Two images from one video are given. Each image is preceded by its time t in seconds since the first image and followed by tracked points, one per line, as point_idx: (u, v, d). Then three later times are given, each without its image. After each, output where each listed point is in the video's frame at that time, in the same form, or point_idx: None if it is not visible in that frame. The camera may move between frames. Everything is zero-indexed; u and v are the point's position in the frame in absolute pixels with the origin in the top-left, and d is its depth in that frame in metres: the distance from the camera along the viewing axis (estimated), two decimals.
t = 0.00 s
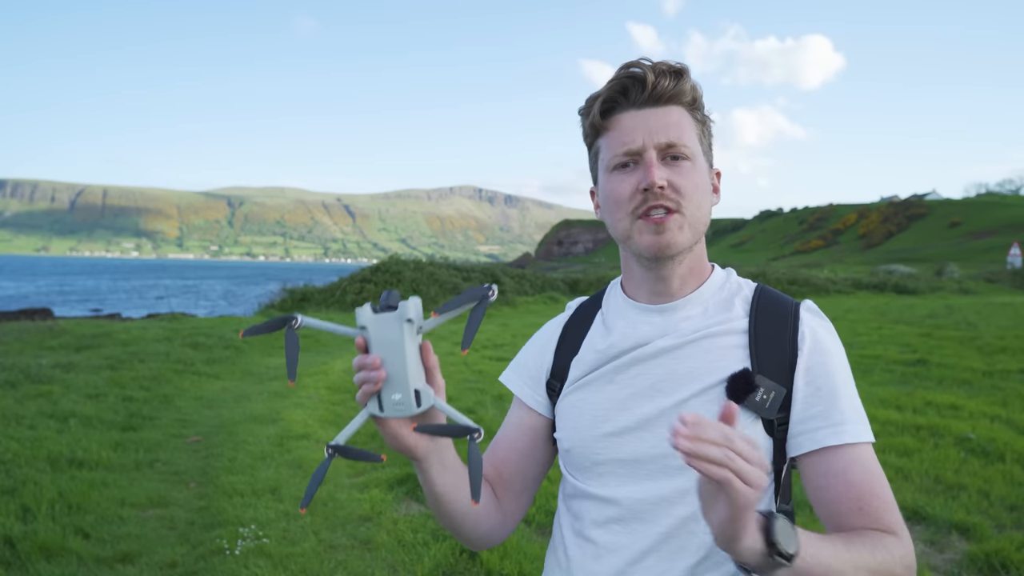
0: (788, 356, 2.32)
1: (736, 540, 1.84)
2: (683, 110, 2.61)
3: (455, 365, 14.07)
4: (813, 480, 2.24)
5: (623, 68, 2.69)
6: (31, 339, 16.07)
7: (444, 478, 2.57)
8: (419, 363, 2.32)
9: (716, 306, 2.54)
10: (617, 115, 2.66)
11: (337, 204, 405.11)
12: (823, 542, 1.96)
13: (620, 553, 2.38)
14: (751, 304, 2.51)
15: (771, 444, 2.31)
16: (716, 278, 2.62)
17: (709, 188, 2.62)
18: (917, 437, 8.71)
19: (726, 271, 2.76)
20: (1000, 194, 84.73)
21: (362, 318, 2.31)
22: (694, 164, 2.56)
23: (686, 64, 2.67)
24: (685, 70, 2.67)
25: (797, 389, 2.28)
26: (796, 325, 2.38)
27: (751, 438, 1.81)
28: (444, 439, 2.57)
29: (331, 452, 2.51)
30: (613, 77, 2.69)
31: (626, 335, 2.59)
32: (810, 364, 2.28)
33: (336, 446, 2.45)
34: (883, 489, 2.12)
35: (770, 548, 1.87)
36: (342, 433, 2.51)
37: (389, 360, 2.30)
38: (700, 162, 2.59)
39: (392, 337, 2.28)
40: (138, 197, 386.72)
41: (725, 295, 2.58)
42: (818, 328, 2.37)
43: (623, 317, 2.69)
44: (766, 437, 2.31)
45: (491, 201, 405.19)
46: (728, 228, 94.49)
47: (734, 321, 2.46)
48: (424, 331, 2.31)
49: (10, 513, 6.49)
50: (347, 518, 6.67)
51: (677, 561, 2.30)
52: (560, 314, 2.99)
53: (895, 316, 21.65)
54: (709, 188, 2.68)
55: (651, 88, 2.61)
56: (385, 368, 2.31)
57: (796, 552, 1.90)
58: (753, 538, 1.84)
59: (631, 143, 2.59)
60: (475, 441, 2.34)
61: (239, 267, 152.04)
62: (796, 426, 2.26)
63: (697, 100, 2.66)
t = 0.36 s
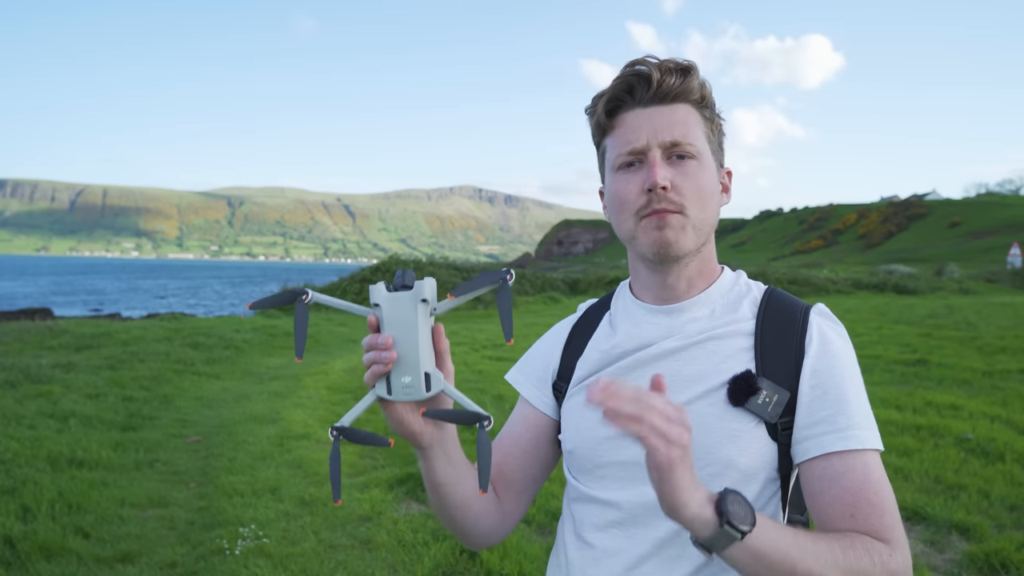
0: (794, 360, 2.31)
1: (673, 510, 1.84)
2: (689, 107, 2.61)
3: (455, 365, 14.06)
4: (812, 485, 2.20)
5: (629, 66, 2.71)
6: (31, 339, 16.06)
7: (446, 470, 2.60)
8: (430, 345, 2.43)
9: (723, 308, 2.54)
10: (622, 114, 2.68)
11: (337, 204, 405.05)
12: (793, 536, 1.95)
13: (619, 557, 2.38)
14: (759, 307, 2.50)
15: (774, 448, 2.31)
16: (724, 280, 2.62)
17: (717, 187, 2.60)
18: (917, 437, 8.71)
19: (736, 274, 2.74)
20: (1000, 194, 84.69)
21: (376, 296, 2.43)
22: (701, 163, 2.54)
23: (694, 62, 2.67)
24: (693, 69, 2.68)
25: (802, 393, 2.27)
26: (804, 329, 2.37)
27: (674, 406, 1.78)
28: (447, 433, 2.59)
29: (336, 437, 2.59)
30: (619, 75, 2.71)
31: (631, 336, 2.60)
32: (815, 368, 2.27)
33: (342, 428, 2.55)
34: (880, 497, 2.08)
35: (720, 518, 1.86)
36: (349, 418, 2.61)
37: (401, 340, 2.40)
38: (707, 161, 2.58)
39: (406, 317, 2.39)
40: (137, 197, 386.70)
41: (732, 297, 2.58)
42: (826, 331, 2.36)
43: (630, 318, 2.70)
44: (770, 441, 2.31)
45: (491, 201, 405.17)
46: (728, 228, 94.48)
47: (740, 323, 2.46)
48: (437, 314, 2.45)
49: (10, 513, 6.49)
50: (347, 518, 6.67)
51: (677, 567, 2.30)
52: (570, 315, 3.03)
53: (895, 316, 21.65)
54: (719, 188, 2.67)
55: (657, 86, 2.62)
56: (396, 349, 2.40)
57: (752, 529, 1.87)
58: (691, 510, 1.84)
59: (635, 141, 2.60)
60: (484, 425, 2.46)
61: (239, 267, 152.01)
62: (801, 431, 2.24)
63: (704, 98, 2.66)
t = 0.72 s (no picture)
0: (798, 365, 2.31)
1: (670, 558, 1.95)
2: (682, 106, 2.60)
3: (455, 365, 14.06)
4: (816, 490, 2.23)
5: (620, 65, 2.70)
6: (31, 339, 16.05)
7: (443, 486, 2.64)
8: (422, 374, 2.40)
9: (724, 310, 2.54)
10: (614, 113, 2.68)
11: (337, 204, 405.01)
12: (792, 562, 2.08)
13: (622, 561, 2.39)
14: (761, 308, 2.50)
15: (776, 452, 2.31)
16: (725, 280, 2.62)
17: (713, 185, 2.59)
18: (917, 437, 8.71)
19: (737, 273, 2.73)
20: (1000, 194, 84.68)
21: (365, 327, 2.41)
22: (694, 161, 2.54)
23: (686, 59, 2.66)
24: (685, 64, 2.66)
25: (806, 397, 2.27)
26: (806, 332, 2.36)
27: (654, 463, 1.90)
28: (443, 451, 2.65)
29: (331, 468, 2.58)
30: (610, 74, 2.71)
31: (631, 340, 2.59)
32: (820, 372, 2.27)
33: (335, 460, 2.56)
34: (883, 504, 2.12)
35: (717, 560, 1.94)
36: (342, 447, 2.61)
37: (392, 372, 2.39)
38: (702, 159, 2.56)
39: (396, 348, 2.37)
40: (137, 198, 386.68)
41: (733, 298, 2.57)
42: (829, 335, 2.35)
43: (630, 321, 2.70)
44: (772, 445, 2.31)
45: (491, 201, 405.11)
46: (728, 228, 94.45)
47: (742, 326, 2.45)
48: (428, 343, 2.42)
49: (10, 513, 6.49)
50: (347, 518, 6.67)
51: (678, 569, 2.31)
52: (570, 314, 3.02)
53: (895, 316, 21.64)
54: (715, 186, 2.66)
55: (648, 85, 2.61)
56: (387, 381, 2.39)
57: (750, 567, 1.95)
58: (686, 557, 1.93)
59: (627, 142, 2.60)
60: (480, 453, 2.41)
61: (239, 267, 151.98)
62: (805, 436, 2.24)
63: (697, 94, 2.64)
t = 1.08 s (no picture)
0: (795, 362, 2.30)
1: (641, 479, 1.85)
2: (683, 103, 2.60)
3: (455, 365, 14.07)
4: (808, 480, 2.13)
5: (620, 66, 2.73)
6: (31, 339, 16.06)
7: (434, 438, 2.63)
8: (423, 311, 2.41)
9: (726, 307, 2.55)
10: (616, 114, 2.70)
11: (337, 204, 405.06)
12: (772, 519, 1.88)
13: (613, 555, 2.39)
14: (764, 305, 2.50)
15: (773, 451, 2.29)
16: (729, 278, 2.62)
17: (716, 180, 2.58)
18: (917, 437, 8.71)
19: (745, 273, 2.73)
20: (1000, 193, 84.70)
21: (372, 260, 2.42)
22: (696, 158, 2.53)
23: (687, 57, 2.67)
24: (685, 63, 2.67)
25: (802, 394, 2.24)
26: (807, 330, 2.35)
27: (631, 371, 1.89)
28: (437, 398, 2.63)
29: (326, 396, 2.59)
30: (611, 76, 2.73)
31: (633, 335, 2.66)
32: (816, 370, 2.24)
33: (332, 389, 2.56)
34: (876, 496, 2.00)
35: (690, 487, 1.82)
36: (338, 378, 2.61)
37: (394, 303, 2.38)
38: (704, 155, 2.56)
39: (400, 281, 2.37)
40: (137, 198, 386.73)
41: (736, 296, 2.58)
42: (830, 332, 2.32)
43: (635, 318, 2.75)
44: (768, 444, 2.29)
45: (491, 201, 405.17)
46: (728, 228, 94.49)
47: (742, 324, 2.46)
48: (432, 281, 2.43)
49: (10, 513, 6.49)
50: (347, 518, 6.66)
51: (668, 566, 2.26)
52: (582, 310, 3.09)
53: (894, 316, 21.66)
54: (718, 183, 2.65)
55: (648, 85, 2.63)
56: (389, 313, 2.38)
57: (723, 501, 1.82)
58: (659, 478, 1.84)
59: (628, 140, 2.60)
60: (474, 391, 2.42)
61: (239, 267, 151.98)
62: (799, 431, 2.20)
63: (698, 92, 2.64)
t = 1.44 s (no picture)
0: (789, 367, 2.29)
1: (592, 515, 2.02)
2: (679, 111, 2.59)
3: (455, 365, 14.07)
4: (790, 487, 2.15)
5: (613, 73, 2.71)
6: (31, 339, 16.06)
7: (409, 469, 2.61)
8: (373, 345, 2.32)
9: (725, 312, 2.54)
10: (611, 123, 2.69)
11: (337, 204, 405.02)
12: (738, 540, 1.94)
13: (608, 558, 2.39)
14: (762, 312, 2.50)
15: (767, 457, 2.29)
16: (728, 283, 2.63)
17: (713, 188, 2.60)
18: (917, 437, 8.71)
19: (745, 277, 2.73)
20: (1000, 194, 84.70)
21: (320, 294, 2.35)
22: (693, 167, 2.54)
23: (681, 62, 2.65)
24: (679, 68, 2.64)
25: (795, 399, 2.23)
26: (804, 337, 2.34)
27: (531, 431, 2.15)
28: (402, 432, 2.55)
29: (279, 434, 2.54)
30: (605, 83, 2.71)
31: (631, 340, 2.65)
32: (810, 376, 2.23)
33: (285, 427, 2.51)
34: (855, 507, 2.00)
35: (647, 512, 1.96)
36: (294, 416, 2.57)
37: (341, 338, 2.30)
38: (701, 163, 2.56)
39: (347, 316, 2.29)
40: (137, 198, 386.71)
41: (735, 301, 2.56)
42: (826, 340, 2.31)
43: (634, 323, 2.75)
44: (761, 450, 2.29)
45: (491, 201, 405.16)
46: (728, 228, 94.48)
47: (738, 329, 2.46)
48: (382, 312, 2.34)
49: (10, 513, 6.49)
50: (347, 518, 6.67)
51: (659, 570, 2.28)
52: (587, 313, 3.10)
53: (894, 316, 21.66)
54: (716, 188, 2.66)
55: (643, 93, 2.61)
56: (337, 348, 2.31)
57: (683, 524, 1.92)
58: (604, 508, 2.01)
59: (624, 151, 2.61)
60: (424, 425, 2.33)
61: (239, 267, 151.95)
62: (790, 438, 2.20)
63: (693, 98, 2.62)
